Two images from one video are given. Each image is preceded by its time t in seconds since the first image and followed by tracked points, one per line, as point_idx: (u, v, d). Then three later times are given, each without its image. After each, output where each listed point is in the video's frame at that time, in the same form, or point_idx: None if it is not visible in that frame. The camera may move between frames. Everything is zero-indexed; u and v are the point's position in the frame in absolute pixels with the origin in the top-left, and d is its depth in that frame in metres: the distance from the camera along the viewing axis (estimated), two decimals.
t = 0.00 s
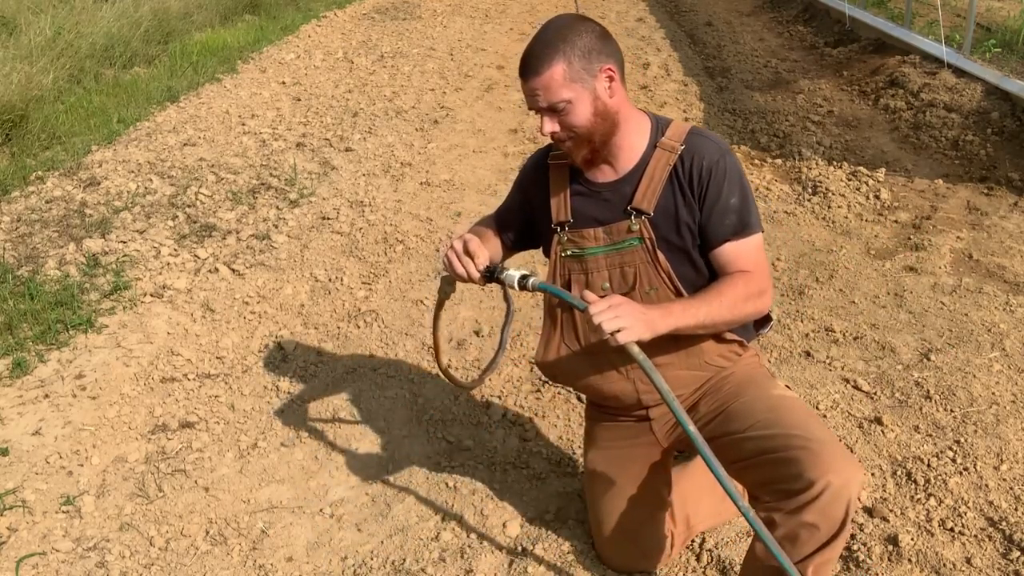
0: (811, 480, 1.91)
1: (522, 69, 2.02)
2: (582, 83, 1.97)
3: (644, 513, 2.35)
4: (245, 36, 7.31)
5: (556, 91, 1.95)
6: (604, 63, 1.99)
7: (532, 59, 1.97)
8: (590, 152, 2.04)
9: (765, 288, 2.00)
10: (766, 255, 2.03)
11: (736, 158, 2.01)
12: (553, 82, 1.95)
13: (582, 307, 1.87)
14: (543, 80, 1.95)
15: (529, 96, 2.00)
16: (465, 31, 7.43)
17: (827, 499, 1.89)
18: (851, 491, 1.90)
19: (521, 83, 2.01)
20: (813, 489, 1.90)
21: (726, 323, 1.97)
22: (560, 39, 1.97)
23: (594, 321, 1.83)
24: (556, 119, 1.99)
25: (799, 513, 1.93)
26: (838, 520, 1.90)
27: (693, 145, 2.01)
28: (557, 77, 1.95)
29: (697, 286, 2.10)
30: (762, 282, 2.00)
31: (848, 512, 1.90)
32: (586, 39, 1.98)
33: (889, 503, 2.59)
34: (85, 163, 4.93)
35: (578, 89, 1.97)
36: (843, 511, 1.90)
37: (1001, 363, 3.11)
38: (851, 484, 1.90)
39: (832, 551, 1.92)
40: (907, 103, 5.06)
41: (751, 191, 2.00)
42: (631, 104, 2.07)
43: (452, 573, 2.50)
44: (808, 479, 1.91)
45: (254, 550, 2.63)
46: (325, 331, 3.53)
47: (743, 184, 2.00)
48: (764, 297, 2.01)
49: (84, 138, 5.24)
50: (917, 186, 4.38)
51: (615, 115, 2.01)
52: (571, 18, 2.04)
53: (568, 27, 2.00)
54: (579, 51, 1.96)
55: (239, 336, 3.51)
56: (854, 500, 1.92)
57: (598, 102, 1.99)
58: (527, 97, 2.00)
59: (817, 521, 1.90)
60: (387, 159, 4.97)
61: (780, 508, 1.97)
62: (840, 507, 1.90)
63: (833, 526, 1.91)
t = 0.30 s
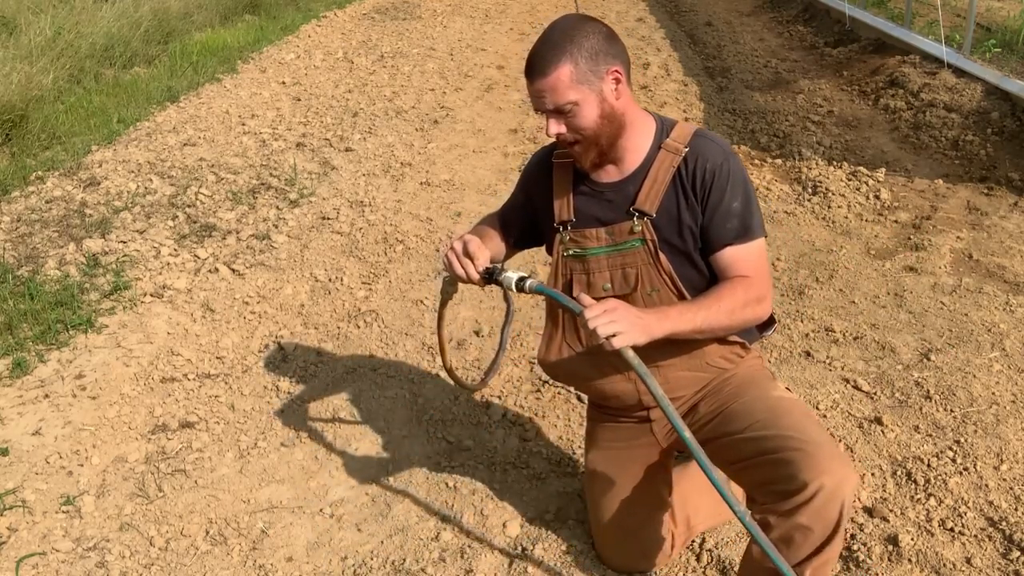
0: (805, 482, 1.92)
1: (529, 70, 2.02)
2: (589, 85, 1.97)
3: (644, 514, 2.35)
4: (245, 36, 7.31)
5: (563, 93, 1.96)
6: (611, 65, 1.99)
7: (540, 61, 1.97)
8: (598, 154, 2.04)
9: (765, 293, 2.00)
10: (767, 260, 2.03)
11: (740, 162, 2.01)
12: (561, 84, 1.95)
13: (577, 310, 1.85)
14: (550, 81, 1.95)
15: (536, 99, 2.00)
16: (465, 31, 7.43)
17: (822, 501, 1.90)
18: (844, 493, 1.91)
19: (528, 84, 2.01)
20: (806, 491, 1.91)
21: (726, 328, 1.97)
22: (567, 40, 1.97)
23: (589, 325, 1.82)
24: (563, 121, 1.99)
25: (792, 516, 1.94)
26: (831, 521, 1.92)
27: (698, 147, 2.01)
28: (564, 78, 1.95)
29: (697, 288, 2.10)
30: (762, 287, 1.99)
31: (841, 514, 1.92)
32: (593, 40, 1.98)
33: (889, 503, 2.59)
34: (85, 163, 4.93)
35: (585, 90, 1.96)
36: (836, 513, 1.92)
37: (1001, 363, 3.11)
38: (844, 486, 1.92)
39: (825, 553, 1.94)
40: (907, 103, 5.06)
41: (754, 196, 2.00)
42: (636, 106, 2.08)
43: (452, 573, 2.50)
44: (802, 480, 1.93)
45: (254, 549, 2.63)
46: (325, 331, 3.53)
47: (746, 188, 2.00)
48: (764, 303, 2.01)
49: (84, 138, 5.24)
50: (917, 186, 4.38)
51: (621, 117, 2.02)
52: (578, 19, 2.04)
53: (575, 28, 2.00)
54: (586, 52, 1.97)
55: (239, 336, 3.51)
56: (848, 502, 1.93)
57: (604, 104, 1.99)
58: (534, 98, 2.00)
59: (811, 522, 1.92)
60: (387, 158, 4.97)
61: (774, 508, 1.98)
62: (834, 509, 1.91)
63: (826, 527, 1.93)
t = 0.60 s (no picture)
0: (787, 484, 1.91)
1: (532, 72, 2.02)
2: (592, 87, 1.97)
3: (644, 514, 2.35)
4: (245, 36, 7.31)
5: (566, 95, 1.95)
6: (615, 67, 1.99)
7: (543, 62, 1.97)
8: (602, 157, 2.04)
9: (766, 298, 2.00)
10: (769, 265, 2.02)
11: (744, 165, 2.00)
12: (565, 86, 1.95)
13: (575, 316, 1.85)
14: (553, 83, 1.95)
15: (539, 101, 1.99)
16: (465, 31, 7.43)
17: (803, 502, 1.89)
18: (825, 496, 1.90)
19: (532, 85, 2.01)
20: (786, 494, 1.90)
21: (725, 333, 1.96)
22: (571, 41, 1.97)
23: (587, 330, 1.81)
24: (566, 123, 1.98)
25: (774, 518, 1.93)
26: (812, 524, 1.90)
27: (702, 149, 2.00)
28: (568, 80, 1.95)
29: (698, 291, 2.09)
30: (762, 292, 1.99)
31: (822, 517, 1.90)
32: (597, 41, 1.98)
33: (889, 503, 2.59)
34: (85, 163, 4.92)
35: (589, 93, 1.96)
36: (816, 516, 1.90)
37: (1001, 363, 3.11)
38: (826, 490, 1.90)
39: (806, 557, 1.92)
40: (907, 103, 5.06)
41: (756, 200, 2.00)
42: (640, 108, 2.08)
43: (452, 573, 2.50)
44: (783, 482, 1.92)
45: (254, 549, 2.62)
46: (325, 331, 3.53)
47: (749, 192, 1.99)
48: (764, 308, 2.01)
49: (84, 138, 5.24)
50: (917, 186, 4.38)
51: (625, 118, 2.01)
52: (582, 19, 2.04)
53: (579, 29, 2.00)
54: (590, 53, 1.96)
55: (239, 336, 3.51)
56: (830, 506, 1.91)
57: (608, 106, 1.99)
58: (538, 99, 2.00)
59: (791, 524, 1.91)
60: (387, 158, 4.97)
61: (758, 510, 1.97)
62: (815, 511, 1.90)
63: (807, 530, 1.91)
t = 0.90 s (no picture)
0: (770, 485, 1.89)
1: (537, 65, 2.01)
2: (596, 84, 1.97)
3: (643, 514, 2.35)
4: (245, 36, 7.31)
5: (569, 91, 1.95)
6: (620, 66, 1.99)
7: (548, 56, 1.97)
8: (602, 155, 2.03)
9: (766, 302, 2.00)
10: (769, 268, 2.02)
11: (746, 167, 2.00)
12: (570, 82, 1.95)
13: (575, 319, 1.85)
14: (558, 78, 1.95)
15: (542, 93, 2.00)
16: (465, 31, 7.43)
17: (782, 508, 1.87)
18: (807, 500, 1.87)
19: (537, 78, 2.00)
20: (768, 496, 1.88)
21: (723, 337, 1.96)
22: (578, 37, 1.97)
23: (586, 335, 1.80)
24: (568, 119, 1.98)
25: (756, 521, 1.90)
26: (795, 528, 1.86)
27: (704, 151, 2.00)
28: (572, 76, 1.95)
29: (698, 293, 2.09)
30: (762, 296, 1.99)
31: (803, 520, 1.86)
32: (603, 39, 1.99)
33: (889, 503, 2.59)
34: (85, 163, 4.92)
35: (593, 90, 1.96)
36: (798, 520, 1.86)
37: (1001, 363, 3.11)
38: (808, 494, 1.87)
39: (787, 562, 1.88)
40: (907, 103, 5.06)
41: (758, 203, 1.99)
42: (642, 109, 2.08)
43: (452, 573, 2.50)
44: (767, 484, 1.89)
45: (254, 549, 2.63)
46: (325, 331, 3.53)
47: (750, 195, 1.99)
48: (764, 311, 2.01)
49: (84, 138, 5.24)
50: (917, 186, 4.38)
51: (627, 118, 2.02)
52: (588, 17, 2.04)
53: (586, 26, 2.01)
54: (596, 51, 1.97)
55: (239, 336, 3.51)
56: (814, 511, 1.88)
57: (611, 105, 1.99)
58: (542, 93, 2.00)
59: (773, 526, 1.87)
60: (387, 158, 4.97)
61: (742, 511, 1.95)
62: (796, 514, 1.87)
63: (789, 533, 1.87)
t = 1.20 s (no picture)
0: (764, 485, 1.88)
1: (553, 41, 2.06)
2: (616, 51, 2.05)
3: (642, 515, 2.34)
4: (245, 36, 7.31)
5: (596, 50, 2.01)
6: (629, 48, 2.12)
7: (569, 24, 2.04)
8: (626, 124, 2.02)
9: (764, 305, 1.99)
10: (768, 271, 2.02)
11: (745, 169, 2.00)
12: (595, 42, 2.02)
13: (572, 322, 1.84)
14: (585, 37, 2.01)
15: (562, 65, 2.02)
16: (464, 31, 7.43)
17: (777, 509, 1.86)
18: (802, 501, 1.86)
19: (555, 50, 2.03)
20: (762, 497, 1.88)
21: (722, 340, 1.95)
22: (593, 16, 2.09)
23: (582, 338, 1.80)
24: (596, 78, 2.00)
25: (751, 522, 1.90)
26: (790, 530, 1.86)
27: (704, 152, 2.00)
28: (598, 37, 2.03)
29: (696, 296, 2.09)
30: (761, 299, 1.99)
31: (799, 521, 1.86)
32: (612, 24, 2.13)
33: (889, 503, 2.59)
34: (85, 163, 4.92)
35: (615, 54, 2.04)
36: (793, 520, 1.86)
37: (1001, 363, 3.11)
38: (803, 495, 1.87)
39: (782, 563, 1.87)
40: (907, 103, 5.06)
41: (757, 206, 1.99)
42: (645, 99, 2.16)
43: (452, 573, 2.50)
44: (762, 485, 1.89)
45: (254, 549, 2.62)
46: (325, 331, 3.53)
47: (749, 197, 1.98)
48: (762, 313, 2.00)
49: (84, 138, 5.24)
50: (917, 186, 4.38)
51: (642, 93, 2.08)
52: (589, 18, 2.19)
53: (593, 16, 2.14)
54: (612, 25, 2.08)
55: (239, 336, 3.51)
56: (809, 512, 1.87)
57: (629, 75, 2.06)
58: (564, 59, 2.02)
59: (768, 527, 1.87)
60: (387, 158, 4.97)
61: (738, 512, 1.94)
62: (791, 515, 1.86)
63: (783, 534, 1.87)
